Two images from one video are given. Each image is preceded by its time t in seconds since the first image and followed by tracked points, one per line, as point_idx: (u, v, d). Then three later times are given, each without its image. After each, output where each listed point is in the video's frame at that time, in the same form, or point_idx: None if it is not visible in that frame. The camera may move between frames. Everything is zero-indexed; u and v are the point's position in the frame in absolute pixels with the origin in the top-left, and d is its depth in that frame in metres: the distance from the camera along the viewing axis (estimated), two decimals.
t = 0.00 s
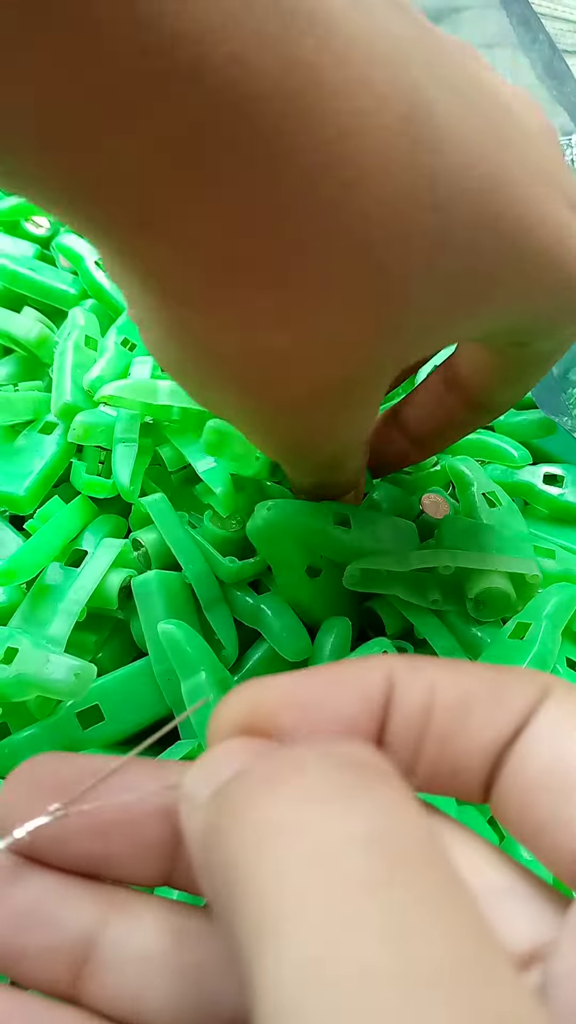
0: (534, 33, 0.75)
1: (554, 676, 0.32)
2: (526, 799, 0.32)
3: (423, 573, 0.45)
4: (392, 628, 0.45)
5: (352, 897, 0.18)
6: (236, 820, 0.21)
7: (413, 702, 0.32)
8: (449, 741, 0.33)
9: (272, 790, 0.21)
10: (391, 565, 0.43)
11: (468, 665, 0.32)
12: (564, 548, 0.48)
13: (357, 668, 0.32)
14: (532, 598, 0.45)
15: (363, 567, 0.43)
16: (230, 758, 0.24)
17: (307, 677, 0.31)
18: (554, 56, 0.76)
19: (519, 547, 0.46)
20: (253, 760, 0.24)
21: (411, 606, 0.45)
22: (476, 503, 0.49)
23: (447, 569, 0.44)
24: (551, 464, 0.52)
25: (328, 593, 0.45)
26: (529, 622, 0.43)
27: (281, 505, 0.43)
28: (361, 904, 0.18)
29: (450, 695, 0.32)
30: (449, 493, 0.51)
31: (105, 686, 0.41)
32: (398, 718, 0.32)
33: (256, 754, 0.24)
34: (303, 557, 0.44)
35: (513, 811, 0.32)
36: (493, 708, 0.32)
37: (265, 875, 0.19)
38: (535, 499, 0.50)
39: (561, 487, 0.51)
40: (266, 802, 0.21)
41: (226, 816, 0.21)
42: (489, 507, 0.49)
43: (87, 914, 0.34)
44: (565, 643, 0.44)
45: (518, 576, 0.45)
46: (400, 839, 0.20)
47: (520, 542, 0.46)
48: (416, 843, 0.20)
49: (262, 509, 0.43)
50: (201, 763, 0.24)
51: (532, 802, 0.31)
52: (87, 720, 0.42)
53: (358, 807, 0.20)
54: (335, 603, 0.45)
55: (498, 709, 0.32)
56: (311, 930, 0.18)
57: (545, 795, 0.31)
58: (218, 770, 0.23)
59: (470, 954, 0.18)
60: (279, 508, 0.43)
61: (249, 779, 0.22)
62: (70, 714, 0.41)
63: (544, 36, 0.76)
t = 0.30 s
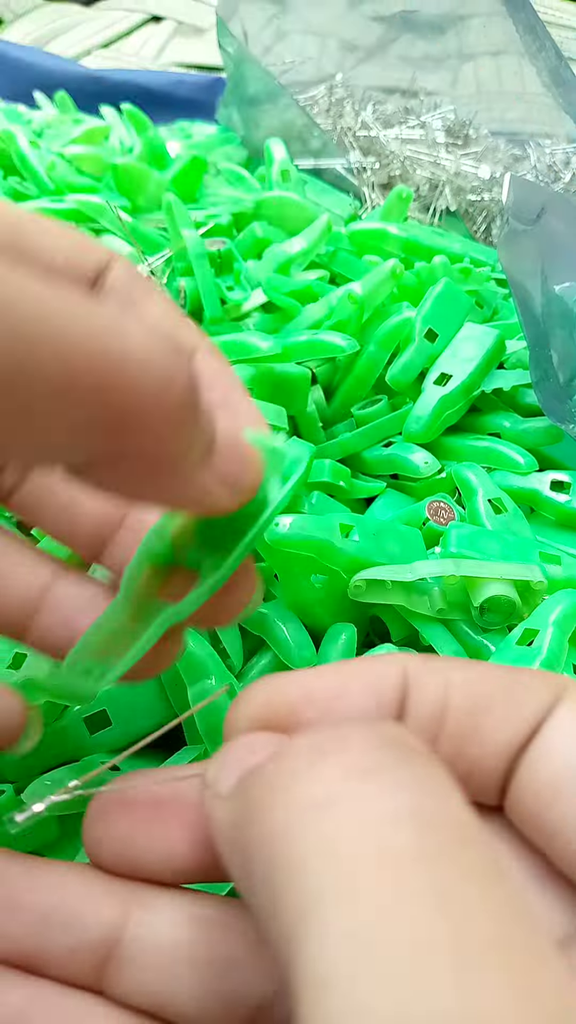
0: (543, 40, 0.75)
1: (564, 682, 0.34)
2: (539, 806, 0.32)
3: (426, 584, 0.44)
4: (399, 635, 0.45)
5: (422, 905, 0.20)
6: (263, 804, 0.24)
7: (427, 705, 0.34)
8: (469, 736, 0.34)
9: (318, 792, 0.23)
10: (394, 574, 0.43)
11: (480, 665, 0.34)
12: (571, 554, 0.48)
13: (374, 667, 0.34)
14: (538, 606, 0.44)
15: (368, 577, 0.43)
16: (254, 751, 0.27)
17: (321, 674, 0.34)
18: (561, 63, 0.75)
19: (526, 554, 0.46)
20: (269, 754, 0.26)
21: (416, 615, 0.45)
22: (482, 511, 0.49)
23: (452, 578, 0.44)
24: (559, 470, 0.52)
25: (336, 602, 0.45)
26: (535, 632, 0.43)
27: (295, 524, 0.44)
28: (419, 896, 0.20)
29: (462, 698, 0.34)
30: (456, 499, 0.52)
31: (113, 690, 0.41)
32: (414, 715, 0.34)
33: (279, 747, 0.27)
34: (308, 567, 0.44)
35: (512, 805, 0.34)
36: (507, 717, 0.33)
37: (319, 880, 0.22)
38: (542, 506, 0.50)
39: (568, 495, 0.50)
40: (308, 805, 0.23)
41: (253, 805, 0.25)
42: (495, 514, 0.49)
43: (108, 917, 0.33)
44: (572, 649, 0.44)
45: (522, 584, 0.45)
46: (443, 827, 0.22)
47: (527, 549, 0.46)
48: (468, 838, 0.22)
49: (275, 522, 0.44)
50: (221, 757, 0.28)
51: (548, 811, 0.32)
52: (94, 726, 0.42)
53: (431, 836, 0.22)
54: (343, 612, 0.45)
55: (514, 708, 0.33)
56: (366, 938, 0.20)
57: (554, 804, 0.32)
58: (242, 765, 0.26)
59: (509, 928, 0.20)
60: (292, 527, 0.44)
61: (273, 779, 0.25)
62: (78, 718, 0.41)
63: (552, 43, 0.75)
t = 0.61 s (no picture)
0: (531, 56, 0.76)
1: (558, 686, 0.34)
2: (430, 780, 0.34)
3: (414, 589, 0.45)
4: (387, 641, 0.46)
5: (315, 893, 0.21)
6: (162, 812, 0.23)
7: (300, 654, 0.33)
8: (337, 698, 0.34)
9: (211, 796, 0.23)
10: (384, 581, 0.43)
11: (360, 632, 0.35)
12: (559, 563, 0.49)
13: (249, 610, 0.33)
14: (526, 613, 0.45)
15: (358, 585, 0.44)
16: (145, 732, 0.25)
17: (203, 625, 0.32)
18: (549, 78, 0.75)
19: (515, 561, 0.47)
20: (167, 743, 0.25)
21: (406, 622, 0.45)
22: (472, 519, 0.49)
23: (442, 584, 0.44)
24: (547, 480, 0.52)
25: (326, 607, 0.46)
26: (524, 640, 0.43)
27: (286, 530, 0.44)
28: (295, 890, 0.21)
29: (335, 646, 0.34)
30: (446, 508, 0.52)
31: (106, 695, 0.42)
32: (286, 665, 0.33)
33: (182, 734, 0.25)
34: (299, 574, 0.45)
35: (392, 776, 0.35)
36: (435, 697, 0.34)
37: (196, 896, 0.22)
38: (530, 514, 0.51)
39: (557, 503, 0.51)
40: (210, 813, 0.23)
41: (153, 802, 0.23)
42: (485, 523, 0.50)
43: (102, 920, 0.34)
44: (560, 656, 0.45)
45: (512, 591, 0.45)
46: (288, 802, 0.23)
47: (516, 557, 0.47)
48: (305, 801, 0.24)
49: (267, 529, 0.44)
50: (104, 737, 0.25)
51: (437, 786, 0.33)
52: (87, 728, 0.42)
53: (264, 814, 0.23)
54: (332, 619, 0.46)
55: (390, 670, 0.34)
56: (256, 945, 0.20)
57: (446, 776, 0.33)
58: (133, 747, 0.25)
59: (378, 905, 0.21)
60: (283, 534, 0.44)
61: (173, 774, 0.24)
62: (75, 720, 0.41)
63: (540, 61, 0.75)
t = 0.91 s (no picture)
0: (530, 57, 0.78)
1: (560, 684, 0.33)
2: (428, 822, 0.32)
3: (414, 587, 0.45)
4: (387, 639, 0.46)
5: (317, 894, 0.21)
6: (203, 826, 0.22)
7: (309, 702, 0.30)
8: (339, 747, 0.32)
9: (243, 810, 0.23)
10: (384, 580, 0.44)
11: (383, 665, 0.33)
12: (556, 559, 0.49)
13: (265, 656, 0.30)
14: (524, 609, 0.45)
15: (357, 582, 0.44)
16: (179, 748, 0.24)
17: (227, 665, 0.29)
18: (548, 78, 0.77)
19: (512, 558, 0.47)
20: (201, 761, 0.24)
21: (404, 617, 0.46)
22: (470, 517, 0.50)
23: (442, 582, 0.44)
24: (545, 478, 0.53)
25: (326, 605, 0.46)
26: (521, 634, 0.44)
27: (286, 526, 0.44)
28: (335, 889, 0.21)
29: (341, 699, 0.31)
30: (443, 506, 0.53)
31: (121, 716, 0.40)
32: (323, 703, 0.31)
33: (213, 751, 0.24)
34: (299, 570, 0.45)
35: (387, 823, 0.33)
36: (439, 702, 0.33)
37: (246, 898, 0.21)
38: (529, 512, 0.51)
39: (555, 500, 0.51)
40: (254, 822, 0.22)
41: (191, 817, 0.23)
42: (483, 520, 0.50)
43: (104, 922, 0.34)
44: (557, 653, 0.45)
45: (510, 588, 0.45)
46: (319, 818, 0.23)
47: (513, 553, 0.47)
48: (328, 818, 0.23)
49: (267, 525, 0.45)
50: (139, 751, 0.24)
51: (435, 829, 0.32)
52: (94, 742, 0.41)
53: (303, 826, 0.22)
54: (331, 618, 0.46)
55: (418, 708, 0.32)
56: (301, 936, 0.20)
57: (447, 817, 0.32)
58: (171, 762, 0.24)
59: (395, 899, 0.21)
60: (283, 530, 0.45)
61: (209, 793, 0.23)
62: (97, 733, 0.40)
63: (538, 60, 0.78)
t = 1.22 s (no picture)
0: (529, 54, 0.78)
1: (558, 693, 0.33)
2: (438, 841, 0.32)
3: (414, 586, 0.45)
4: (386, 638, 0.46)
5: (310, 915, 0.21)
6: (195, 860, 0.22)
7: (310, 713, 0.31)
8: (348, 761, 0.32)
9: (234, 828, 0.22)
10: (383, 579, 0.44)
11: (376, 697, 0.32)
12: (556, 558, 0.49)
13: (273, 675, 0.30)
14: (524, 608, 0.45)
15: (357, 581, 0.44)
16: (183, 769, 0.24)
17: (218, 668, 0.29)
18: (547, 76, 0.77)
19: (511, 556, 0.47)
20: (205, 784, 0.24)
21: (404, 616, 0.46)
22: (469, 515, 0.49)
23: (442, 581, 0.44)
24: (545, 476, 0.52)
25: (325, 603, 0.46)
26: (521, 633, 0.43)
27: (284, 526, 0.44)
28: (326, 935, 0.20)
29: (350, 714, 0.31)
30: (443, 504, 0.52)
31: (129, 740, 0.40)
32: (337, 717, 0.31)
33: (217, 772, 0.24)
34: (298, 570, 0.45)
35: (396, 839, 0.33)
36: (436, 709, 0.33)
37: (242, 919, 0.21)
38: (528, 510, 0.51)
39: (554, 499, 0.51)
40: (244, 863, 0.22)
41: (186, 847, 0.22)
42: (482, 518, 0.50)
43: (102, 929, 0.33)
44: (557, 651, 0.45)
45: (510, 586, 0.45)
46: (307, 853, 0.22)
47: (513, 551, 0.47)
48: (318, 853, 0.23)
49: (265, 525, 0.45)
50: (146, 767, 0.24)
51: (445, 846, 0.31)
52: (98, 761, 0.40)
53: (296, 865, 0.22)
54: (331, 617, 0.46)
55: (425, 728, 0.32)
56: (283, 982, 0.20)
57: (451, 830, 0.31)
58: (174, 783, 0.24)
59: (388, 919, 0.21)
60: (282, 529, 0.44)
61: (209, 819, 0.23)
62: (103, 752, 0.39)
63: (538, 57, 0.77)
